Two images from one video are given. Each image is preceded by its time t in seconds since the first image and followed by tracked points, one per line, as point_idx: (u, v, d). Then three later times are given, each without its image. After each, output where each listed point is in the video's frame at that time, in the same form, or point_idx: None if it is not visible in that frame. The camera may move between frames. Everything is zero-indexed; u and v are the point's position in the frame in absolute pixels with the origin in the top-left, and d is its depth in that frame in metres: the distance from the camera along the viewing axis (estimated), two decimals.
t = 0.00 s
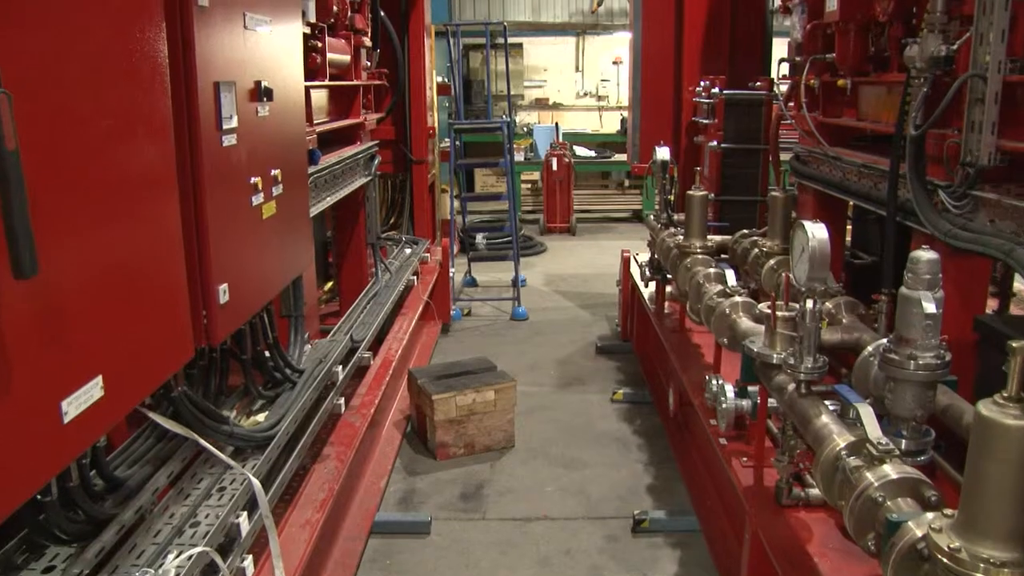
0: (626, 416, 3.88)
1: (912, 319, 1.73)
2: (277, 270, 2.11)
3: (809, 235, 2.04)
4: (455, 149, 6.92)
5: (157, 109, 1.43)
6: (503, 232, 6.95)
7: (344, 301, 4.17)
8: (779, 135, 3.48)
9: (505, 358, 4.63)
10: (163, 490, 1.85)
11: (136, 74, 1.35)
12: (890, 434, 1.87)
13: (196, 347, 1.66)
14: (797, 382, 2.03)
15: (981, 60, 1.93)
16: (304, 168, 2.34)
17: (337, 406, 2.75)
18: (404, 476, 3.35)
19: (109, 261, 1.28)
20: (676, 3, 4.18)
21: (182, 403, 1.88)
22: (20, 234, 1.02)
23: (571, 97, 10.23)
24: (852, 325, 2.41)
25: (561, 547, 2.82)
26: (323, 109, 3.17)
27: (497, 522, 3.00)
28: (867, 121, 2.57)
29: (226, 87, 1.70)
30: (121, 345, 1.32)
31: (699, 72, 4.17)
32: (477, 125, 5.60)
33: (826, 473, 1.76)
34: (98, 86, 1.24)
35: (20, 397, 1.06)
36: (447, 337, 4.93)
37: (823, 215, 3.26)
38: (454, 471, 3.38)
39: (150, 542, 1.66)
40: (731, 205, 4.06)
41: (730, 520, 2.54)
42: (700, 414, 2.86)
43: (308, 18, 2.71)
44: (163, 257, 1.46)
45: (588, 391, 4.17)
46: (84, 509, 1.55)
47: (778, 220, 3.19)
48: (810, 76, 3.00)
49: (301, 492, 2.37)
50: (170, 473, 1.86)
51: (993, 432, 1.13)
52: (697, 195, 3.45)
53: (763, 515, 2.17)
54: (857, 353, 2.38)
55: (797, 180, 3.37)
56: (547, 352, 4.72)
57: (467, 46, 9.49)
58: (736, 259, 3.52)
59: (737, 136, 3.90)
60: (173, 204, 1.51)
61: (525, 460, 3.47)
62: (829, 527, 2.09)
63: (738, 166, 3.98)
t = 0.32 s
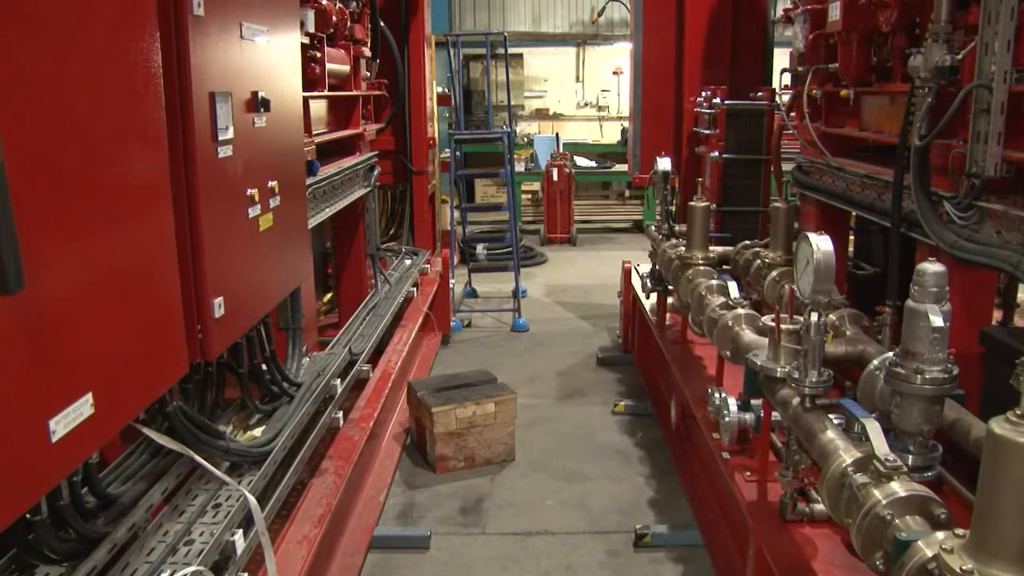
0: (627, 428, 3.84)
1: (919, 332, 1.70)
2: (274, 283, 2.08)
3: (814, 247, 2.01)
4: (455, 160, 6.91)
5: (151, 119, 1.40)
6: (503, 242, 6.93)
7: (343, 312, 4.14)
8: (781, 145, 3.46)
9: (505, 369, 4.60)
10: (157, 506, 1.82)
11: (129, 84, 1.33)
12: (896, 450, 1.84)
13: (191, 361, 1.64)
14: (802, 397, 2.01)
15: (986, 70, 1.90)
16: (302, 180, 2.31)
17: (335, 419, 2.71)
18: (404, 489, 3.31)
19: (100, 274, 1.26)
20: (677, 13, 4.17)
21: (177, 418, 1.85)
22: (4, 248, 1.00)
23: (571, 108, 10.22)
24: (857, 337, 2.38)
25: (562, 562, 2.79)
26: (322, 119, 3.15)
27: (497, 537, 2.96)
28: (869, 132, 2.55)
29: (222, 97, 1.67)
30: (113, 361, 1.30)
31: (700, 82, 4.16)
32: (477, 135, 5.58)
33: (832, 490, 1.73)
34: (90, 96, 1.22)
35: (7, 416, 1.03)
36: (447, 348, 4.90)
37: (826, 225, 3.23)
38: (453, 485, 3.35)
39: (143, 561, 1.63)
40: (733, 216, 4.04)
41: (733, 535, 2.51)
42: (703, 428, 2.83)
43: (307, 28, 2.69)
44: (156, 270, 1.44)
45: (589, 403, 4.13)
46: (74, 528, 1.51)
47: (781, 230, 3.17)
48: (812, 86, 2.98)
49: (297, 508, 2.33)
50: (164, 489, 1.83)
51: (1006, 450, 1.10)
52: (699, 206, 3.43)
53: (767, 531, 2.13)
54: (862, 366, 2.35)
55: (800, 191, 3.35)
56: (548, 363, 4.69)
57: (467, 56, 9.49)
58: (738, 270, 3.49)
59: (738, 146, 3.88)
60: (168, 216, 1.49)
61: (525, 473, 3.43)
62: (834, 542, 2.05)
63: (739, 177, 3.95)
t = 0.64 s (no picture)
0: (629, 439, 3.81)
1: (926, 345, 1.67)
2: (270, 295, 2.05)
3: (818, 258, 1.98)
4: (455, 169, 6.89)
5: (144, 129, 1.38)
6: (503, 252, 6.91)
7: (342, 322, 4.11)
8: (782, 155, 3.44)
9: (505, 380, 4.57)
10: (151, 522, 1.78)
11: (123, 92, 1.31)
12: (903, 464, 1.80)
13: (186, 375, 1.61)
14: (806, 410, 1.97)
15: (991, 79, 1.88)
16: (299, 190, 2.29)
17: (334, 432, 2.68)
18: (403, 502, 3.28)
19: (90, 287, 1.23)
20: (677, 22, 4.16)
21: (171, 432, 1.82)
22: None
23: (571, 117, 10.19)
24: (861, 349, 2.35)
25: None
26: (320, 129, 3.13)
27: (496, 550, 2.92)
28: (872, 141, 2.53)
29: (217, 106, 1.65)
30: (102, 376, 1.27)
31: (702, 92, 4.14)
32: (477, 144, 5.57)
33: (838, 505, 1.69)
34: (81, 104, 1.20)
35: None
36: (447, 359, 4.87)
37: (828, 235, 3.21)
38: (453, 497, 3.31)
39: None
40: (734, 226, 4.01)
41: (736, 549, 2.47)
42: (705, 440, 2.80)
43: (305, 37, 2.67)
44: (148, 283, 1.41)
45: (590, 414, 4.10)
46: (65, 545, 1.48)
47: (783, 239, 3.14)
48: (814, 95, 2.96)
49: (295, 522, 2.30)
50: (158, 505, 1.80)
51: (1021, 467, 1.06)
52: (701, 216, 3.41)
53: (770, 545, 2.10)
54: (866, 377, 2.32)
55: (801, 200, 3.32)
56: (549, 374, 4.66)
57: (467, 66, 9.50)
58: (740, 280, 3.46)
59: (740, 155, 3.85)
60: (162, 227, 1.46)
61: (526, 485, 3.39)
62: (840, 558, 2.02)
63: (741, 186, 3.93)
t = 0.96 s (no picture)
0: (631, 450, 3.78)
1: (933, 356, 1.64)
2: (268, 305, 2.03)
3: (823, 268, 1.96)
4: (456, 178, 6.88)
5: (139, 137, 1.36)
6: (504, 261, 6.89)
7: (342, 332, 4.09)
8: (784, 163, 3.42)
9: (506, 390, 4.54)
10: (146, 537, 1.76)
11: (117, 99, 1.29)
12: (909, 477, 1.77)
13: (181, 387, 1.58)
14: (811, 422, 1.95)
15: (997, 86, 1.86)
16: (298, 198, 2.27)
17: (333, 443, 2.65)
18: (402, 514, 3.24)
19: (83, 299, 1.21)
20: (679, 30, 4.15)
21: (168, 445, 1.79)
22: None
23: (572, 125, 10.18)
24: (865, 359, 2.32)
25: None
26: (320, 137, 3.11)
27: (497, 562, 2.89)
28: (876, 149, 2.50)
29: (214, 114, 1.63)
30: (95, 389, 1.24)
31: (704, 100, 4.12)
32: (478, 153, 5.55)
33: (845, 520, 1.66)
34: (75, 113, 1.18)
35: None
36: (447, 369, 4.84)
37: (831, 245, 3.18)
38: (454, 509, 3.28)
39: None
40: (736, 235, 4.00)
41: (740, 563, 2.44)
42: (707, 451, 2.77)
43: (305, 45, 2.66)
44: (143, 294, 1.38)
45: (591, 424, 4.07)
46: (56, 561, 1.46)
47: (786, 247, 3.11)
48: (817, 103, 2.95)
49: (293, 535, 2.27)
50: (153, 519, 1.77)
51: None
52: (703, 225, 3.39)
53: (775, 558, 2.07)
54: (871, 388, 2.28)
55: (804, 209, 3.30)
56: (550, 384, 4.63)
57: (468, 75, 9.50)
58: (742, 289, 3.43)
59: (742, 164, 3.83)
60: (157, 237, 1.44)
61: (526, 497, 3.36)
62: (846, 572, 1.99)
63: (744, 195, 3.91)
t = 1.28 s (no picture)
0: (633, 463, 3.74)
1: (940, 369, 1.62)
2: (265, 319, 2.00)
3: (828, 280, 1.94)
4: (456, 189, 6.86)
5: (133, 150, 1.34)
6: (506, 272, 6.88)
7: (341, 344, 4.06)
8: (787, 174, 3.40)
9: (507, 403, 4.51)
10: (141, 554, 1.73)
11: (110, 112, 1.27)
12: (917, 492, 1.74)
13: (176, 403, 1.56)
14: (816, 436, 1.92)
15: (1003, 96, 1.84)
16: (297, 209, 2.24)
17: (332, 458, 2.62)
18: (402, 528, 3.21)
19: (73, 314, 1.18)
20: (681, 42, 4.14)
21: (164, 459, 1.76)
22: None
23: (574, 136, 10.18)
24: (870, 372, 2.29)
25: None
26: (320, 149, 3.10)
27: None
28: (879, 160, 2.48)
29: (211, 125, 1.61)
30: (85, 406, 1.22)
31: (706, 110, 4.11)
32: (479, 164, 5.54)
33: (852, 538, 1.63)
34: (63, 130, 1.15)
35: None
36: (448, 381, 4.81)
37: (835, 256, 3.15)
38: (455, 523, 3.25)
39: None
40: (738, 246, 3.96)
41: None
42: (711, 465, 2.73)
43: (304, 56, 2.64)
44: (137, 309, 1.36)
45: (593, 437, 4.03)
46: None
47: (789, 258, 3.10)
48: (820, 114, 2.93)
49: (291, 552, 2.23)
50: (148, 536, 1.74)
51: None
52: (705, 236, 3.36)
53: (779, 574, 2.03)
54: (877, 402, 2.25)
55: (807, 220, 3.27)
56: (552, 396, 4.59)
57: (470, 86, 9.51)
58: (745, 301, 3.41)
59: (745, 175, 3.81)
60: (152, 250, 1.42)
61: (528, 511, 3.33)
62: None
63: (746, 207, 3.89)
